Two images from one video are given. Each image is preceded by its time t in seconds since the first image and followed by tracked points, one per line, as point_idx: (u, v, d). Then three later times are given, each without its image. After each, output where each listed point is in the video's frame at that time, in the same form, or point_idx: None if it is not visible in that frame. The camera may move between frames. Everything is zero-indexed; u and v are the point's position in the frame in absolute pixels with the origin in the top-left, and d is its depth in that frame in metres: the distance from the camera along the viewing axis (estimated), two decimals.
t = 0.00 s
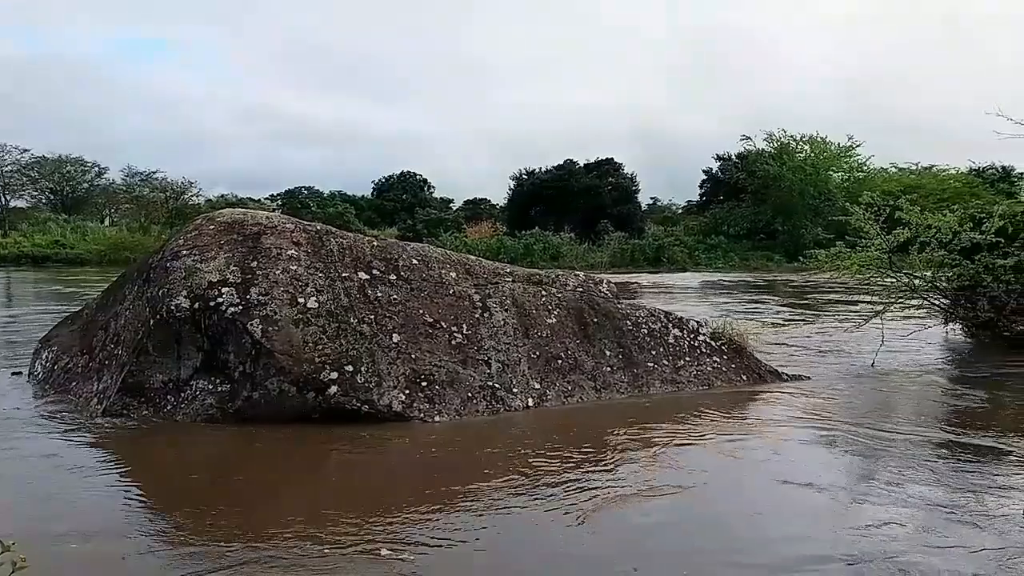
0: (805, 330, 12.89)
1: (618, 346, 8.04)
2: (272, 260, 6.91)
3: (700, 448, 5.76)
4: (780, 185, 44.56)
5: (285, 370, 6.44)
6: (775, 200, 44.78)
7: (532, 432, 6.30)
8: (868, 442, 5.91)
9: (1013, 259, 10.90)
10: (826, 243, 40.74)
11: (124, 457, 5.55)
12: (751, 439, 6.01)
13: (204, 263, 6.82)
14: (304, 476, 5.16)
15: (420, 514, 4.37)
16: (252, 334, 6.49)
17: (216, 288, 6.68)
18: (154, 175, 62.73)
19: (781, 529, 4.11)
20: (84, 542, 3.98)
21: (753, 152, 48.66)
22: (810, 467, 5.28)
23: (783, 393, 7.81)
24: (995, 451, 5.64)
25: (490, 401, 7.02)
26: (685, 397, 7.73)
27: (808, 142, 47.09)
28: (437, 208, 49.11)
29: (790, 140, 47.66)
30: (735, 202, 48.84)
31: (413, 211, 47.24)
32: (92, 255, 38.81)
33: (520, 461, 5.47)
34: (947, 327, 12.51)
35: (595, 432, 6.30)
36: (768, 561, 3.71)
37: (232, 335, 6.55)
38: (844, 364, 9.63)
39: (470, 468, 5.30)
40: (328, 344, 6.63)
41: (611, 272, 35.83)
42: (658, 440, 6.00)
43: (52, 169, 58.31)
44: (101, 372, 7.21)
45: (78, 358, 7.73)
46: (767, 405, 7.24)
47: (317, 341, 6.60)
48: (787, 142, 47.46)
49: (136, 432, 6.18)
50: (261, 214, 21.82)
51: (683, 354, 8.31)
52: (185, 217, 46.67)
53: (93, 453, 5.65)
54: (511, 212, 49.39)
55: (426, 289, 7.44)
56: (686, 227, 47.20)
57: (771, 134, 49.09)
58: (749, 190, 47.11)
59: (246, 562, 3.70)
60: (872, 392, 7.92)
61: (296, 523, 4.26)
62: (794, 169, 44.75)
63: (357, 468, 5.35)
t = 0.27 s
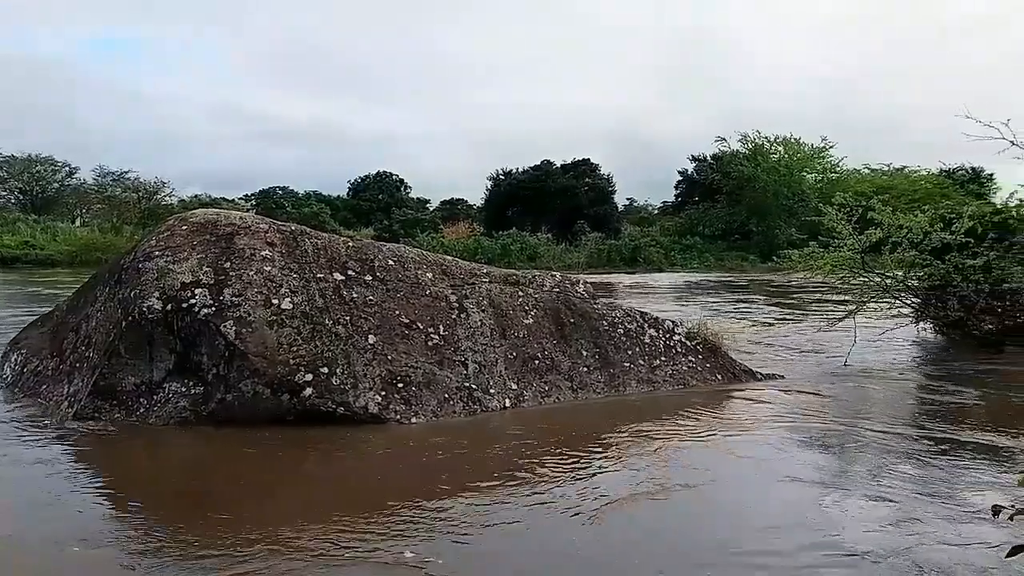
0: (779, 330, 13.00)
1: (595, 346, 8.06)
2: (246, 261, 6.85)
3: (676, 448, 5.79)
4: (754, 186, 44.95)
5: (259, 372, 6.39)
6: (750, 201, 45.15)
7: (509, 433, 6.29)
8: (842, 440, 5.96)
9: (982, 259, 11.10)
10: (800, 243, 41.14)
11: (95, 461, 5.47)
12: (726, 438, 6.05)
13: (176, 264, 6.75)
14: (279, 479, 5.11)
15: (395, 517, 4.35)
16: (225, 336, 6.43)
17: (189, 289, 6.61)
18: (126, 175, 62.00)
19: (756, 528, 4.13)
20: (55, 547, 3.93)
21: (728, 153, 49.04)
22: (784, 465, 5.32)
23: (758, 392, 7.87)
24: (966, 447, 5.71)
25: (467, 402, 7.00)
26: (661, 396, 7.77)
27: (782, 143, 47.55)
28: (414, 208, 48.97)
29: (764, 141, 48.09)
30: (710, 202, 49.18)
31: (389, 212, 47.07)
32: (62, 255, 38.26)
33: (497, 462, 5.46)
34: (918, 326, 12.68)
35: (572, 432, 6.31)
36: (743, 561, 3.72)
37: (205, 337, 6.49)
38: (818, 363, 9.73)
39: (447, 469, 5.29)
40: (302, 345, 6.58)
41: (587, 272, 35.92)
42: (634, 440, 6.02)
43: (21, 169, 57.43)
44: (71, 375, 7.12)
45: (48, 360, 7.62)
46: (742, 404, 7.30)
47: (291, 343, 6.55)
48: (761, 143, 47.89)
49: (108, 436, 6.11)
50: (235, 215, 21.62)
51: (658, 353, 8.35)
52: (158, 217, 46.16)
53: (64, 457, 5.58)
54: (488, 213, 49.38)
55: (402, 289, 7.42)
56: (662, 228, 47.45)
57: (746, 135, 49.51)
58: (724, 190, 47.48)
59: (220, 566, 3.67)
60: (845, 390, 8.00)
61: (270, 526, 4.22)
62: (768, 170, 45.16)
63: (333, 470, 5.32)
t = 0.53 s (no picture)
0: (755, 330, 13.10)
1: (573, 347, 8.08)
2: (221, 262, 6.79)
3: (652, 448, 5.82)
4: (731, 188, 45.32)
5: (235, 374, 6.34)
6: (727, 203, 45.51)
7: (487, 434, 6.29)
8: (816, 439, 6.02)
9: (954, 261, 11.39)
10: (776, 244, 41.51)
11: (68, 464, 5.42)
12: (702, 438, 6.09)
13: (151, 265, 6.69)
14: (254, 482, 5.07)
15: (372, 518, 4.35)
16: (200, 337, 6.38)
17: (164, 290, 6.55)
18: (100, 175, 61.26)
19: (732, 528, 4.15)
20: (27, 551, 3.89)
21: (705, 155, 49.39)
22: (759, 464, 5.37)
23: (734, 392, 7.93)
24: (938, 445, 5.79)
25: (445, 403, 7.00)
26: (639, 396, 7.80)
27: (758, 146, 47.98)
28: (392, 209, 48.81)
29: (740, 144, 48.51)
30: (687, 204, 49.51)
31: (367, 213, 46.87)
32: (35, 256, 37.72)
33: (474, 463, 5.46)
34: (891, 326, 12.85)
35: (550, 432, 6.32)
36: (719, 560, 3.74)
37: (180, 339, 6.43)
38: (793, 362, 9.82)
39: (424, 471, 5.28)
40: (278, 347, 6.53)
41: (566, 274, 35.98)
42: (611, 440, 6.04)
43: None
44: (43, 377, 7.03)
45: (19, 362, 7.52)
46: (718, 404, 7.36)
47: (267, 344, 6.50)
48: (737, 145, 48.30)
49: (81, 438, 6.04)
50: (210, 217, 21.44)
51: (636, 354, 8.39)
52: (132, 218, 45.63)
53: (36, 460, 5.51)
54: (467, 214, 49.34)
55: (379, 290, 7.40)
56: (640, 229, 47.67)
57: (723, 137, 49.91)
58: (701, 192, 47.82)
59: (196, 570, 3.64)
60: (820, 389, 8.09)
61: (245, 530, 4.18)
62: (745, 172, 45.55)
63: (309, 473, 5.28)
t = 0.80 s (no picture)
0: (732, 332, 13.20)
1: (552, 349, 8.09)
2: (197, 262, 6.73)
3: (631, 450, 5.84)
4: (709, 191, 45.64)
5: (211, 375, 6.28)
6: (705, 206, 45.81)
7: (465, 436, 6.28)
8: (792, 442, 6.06)
9: (928, 264, 11.54)
10: (753, 247, 41.84)
11: (41, 466, 5.35)
12: (679, 440, 6.11)
13: (126, 265, 6.61)
14: (231, 484, 5.04)
15: (350, 521, 4.33)
16: (176, 338, 6.31)
17: (139, 291, 6.48)
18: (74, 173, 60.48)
19: (709, 530, 4.16)
20: None
21: (683, 158, 49.69)
22: (737, 465, 5.41)
23: (712, 394, 7.99)
24: (912, 448, 5.84)
25: (423, 405, 6.98)
26: (617, 398, 7.83)
27: (736, 149, 48.35)
28: (371, 210, 48.63)
29: (719, 147, 48.86)
30: (666, 206, 49.77)
31: (346, 213, 46.65)
32: (7, 255, 37.16)
33: (452, 465, 5.44)
34: (866, 329, 12.99)
35: (529, 435, 6.33)
36: (696, 561, 3.74)
37: (155, 340, 6.37)
38: (770, 365, 9.88)
39: (402, 473, 5.26)
40: (255, 348, 6.48)
41: (545, 275, 36.03)
42: (589, 443, 6.05)
43: None
44: (15, 378, 6.94)
45: None
46: (696, 406, 7.40)
47: (244, 346, 6.45)
48: (716, 148, 48.65)
49: (54, 440, 5.97)
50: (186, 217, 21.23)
51: (615, 356, 8.41)
52: (107, 217, 45.08)
53: (8, 462, 5.44)
54: (447, 215, 49.27)
55: (358, 291, 7.36)
56: (619, 231, 47.85)
57: (701, 140, 50.23)
58: (680, 195, 48.07)
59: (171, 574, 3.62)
60: (796, 392, 8.16)
61: (219, 534, 4.14)
62: (723, 175, 45.88)
63: (285, 476, 5.23)
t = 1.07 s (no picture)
0: (715, 334, 13.26)
1: (536, 350, 8.10)
2: (178, 264, 6.68)
3: (614, 451, 5.86)
4: (692, 194, 45.86)
5: (191, 378, 6.23)
6: (688, 208, 46.02)
7: (448, 438, 6.27)
8: (774, 442, 6.08)
9: (908, 267, 11.65)
10: (736, 249, 42.07)
11: (19, 470, 5.30)
12: (662, 441, 6.12)
13: (105, 266, 6.56)
14: (213, 487, 5.01)
15: (333, 523, 4.33)
16: (156, 340, 6.26)
17: (118, 292, 6.43)
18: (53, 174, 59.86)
19: (690, 531, 4.17)
20: None
21: (667, 161, 49.91)
22: (719, 465, 5.44)
23: (694, 395, 8.02)
24: (891, 448, 5.88)
25: (406, 407, 6.96)
26: (600, 400, 7.85)
27: (719, 152, 48.62)
28: (355, 211, 48.47)
29: (702, 150, 49.11)
30: (650, 208, 49.94)
31: (330, 214, 46.47)
32: None
33: (434, 467, 5.43)
34: (847, 331, 13.10)
35: (512, 436, 6.33)
36: (677, 562, 3.75)
37: (135, 342, 6.32)
38: (753, 366, 9.93)
39: (385, 475, 5.25)
40: (236, 350, 6.44)
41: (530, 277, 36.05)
42: (572, 444, 6.05)
43: None
44: None
45: None
46: (679, 407, 7.43)
47: (225, 348, 6.40)
48: (699, 151, 48.91)
49: (32, 443, 5.92)
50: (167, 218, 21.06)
51: (598, 357, 8.43)
52: (87, 218, 44.64)
53: None
54: (430, 217, 49.20)
55: (340, 293, 7.34)
56: (603, 233, 47.97)
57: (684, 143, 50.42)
58: (663, 197, 48.22)
59: None
60: (778, 392, 8.22)
61: (198, 538, 4.10)
62: (705, 178, 46.12)
63: (265, 479, 5.19)
